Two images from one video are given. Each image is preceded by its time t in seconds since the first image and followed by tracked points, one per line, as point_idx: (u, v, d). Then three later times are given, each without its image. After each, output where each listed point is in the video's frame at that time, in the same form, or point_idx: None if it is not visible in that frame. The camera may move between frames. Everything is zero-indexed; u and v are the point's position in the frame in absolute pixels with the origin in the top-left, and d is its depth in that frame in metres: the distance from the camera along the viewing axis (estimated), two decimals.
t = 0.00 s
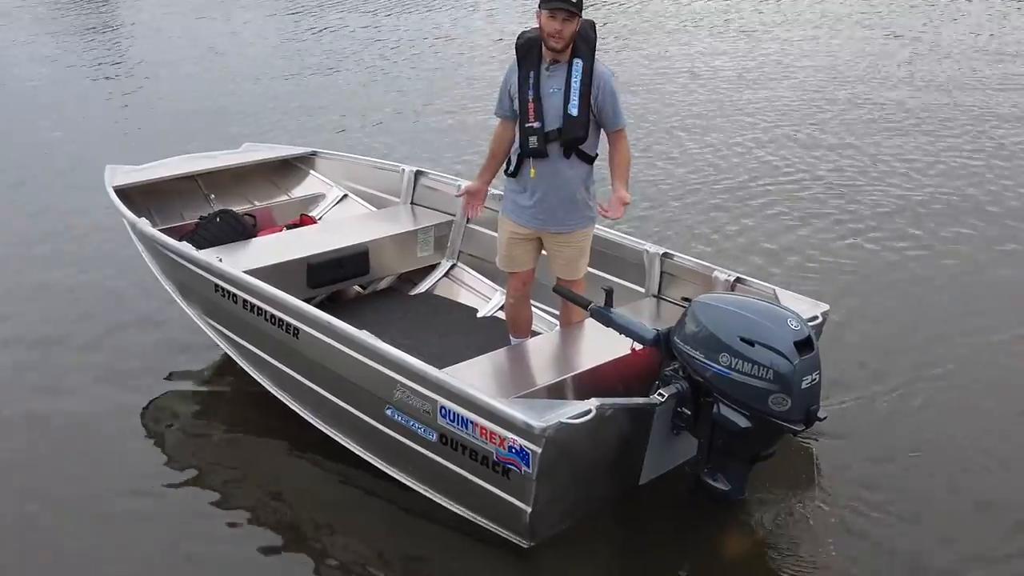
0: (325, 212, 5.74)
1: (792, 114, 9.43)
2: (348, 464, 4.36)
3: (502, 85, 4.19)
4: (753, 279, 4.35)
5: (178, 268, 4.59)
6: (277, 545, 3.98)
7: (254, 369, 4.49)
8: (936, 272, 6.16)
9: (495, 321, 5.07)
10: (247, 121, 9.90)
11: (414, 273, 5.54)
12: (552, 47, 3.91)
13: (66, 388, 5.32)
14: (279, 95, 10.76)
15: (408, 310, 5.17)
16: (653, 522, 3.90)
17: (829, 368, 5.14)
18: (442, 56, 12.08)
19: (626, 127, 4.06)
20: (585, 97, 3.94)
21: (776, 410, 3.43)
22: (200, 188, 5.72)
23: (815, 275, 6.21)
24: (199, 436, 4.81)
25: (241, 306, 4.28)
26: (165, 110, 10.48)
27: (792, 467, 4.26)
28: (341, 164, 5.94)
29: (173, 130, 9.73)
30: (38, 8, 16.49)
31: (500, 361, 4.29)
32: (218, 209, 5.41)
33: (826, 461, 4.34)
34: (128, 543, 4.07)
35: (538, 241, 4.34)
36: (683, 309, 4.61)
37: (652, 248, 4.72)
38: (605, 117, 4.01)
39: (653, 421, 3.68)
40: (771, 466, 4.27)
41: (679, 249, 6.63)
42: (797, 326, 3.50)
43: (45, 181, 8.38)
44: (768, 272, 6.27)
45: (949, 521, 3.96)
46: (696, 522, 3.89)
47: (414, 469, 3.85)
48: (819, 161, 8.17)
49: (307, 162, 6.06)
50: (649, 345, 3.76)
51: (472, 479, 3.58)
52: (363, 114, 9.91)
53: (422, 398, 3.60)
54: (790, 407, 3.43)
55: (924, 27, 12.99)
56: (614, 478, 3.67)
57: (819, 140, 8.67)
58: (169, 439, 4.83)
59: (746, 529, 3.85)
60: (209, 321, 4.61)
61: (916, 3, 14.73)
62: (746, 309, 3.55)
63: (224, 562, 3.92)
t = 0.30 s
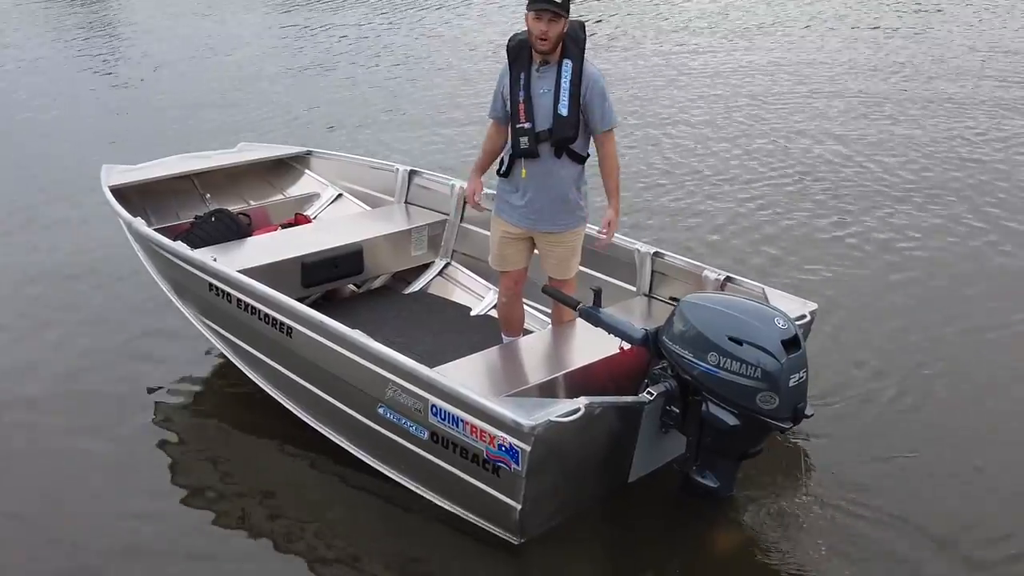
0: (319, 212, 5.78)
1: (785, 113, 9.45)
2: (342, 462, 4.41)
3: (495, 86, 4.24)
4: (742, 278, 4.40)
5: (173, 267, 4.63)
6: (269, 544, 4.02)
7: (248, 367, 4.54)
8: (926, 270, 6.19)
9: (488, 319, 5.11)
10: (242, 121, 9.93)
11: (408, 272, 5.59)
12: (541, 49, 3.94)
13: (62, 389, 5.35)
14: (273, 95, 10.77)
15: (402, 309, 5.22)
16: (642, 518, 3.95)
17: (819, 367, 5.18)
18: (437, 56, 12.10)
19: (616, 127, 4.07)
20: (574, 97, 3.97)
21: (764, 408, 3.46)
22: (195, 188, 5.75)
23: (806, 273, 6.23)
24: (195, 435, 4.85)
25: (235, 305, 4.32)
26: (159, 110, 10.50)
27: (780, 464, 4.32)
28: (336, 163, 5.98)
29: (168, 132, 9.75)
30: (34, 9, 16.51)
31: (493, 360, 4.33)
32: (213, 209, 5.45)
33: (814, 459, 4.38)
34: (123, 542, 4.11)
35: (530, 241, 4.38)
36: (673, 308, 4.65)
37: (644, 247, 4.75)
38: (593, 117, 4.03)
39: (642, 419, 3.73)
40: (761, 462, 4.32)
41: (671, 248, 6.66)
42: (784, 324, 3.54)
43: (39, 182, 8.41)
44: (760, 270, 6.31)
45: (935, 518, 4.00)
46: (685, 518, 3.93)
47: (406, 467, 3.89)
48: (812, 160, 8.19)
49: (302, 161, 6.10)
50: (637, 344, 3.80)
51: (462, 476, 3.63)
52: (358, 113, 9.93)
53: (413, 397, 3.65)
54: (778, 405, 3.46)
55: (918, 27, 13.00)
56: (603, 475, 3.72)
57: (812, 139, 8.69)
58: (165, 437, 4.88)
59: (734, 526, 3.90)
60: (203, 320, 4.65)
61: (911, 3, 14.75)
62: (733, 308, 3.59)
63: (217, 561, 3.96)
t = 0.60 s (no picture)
0: (313, 214, 5.83)
1: (779, 113, 9.49)
2: (332, 462, 4.47)
3: (482, 89, 4.31)
4: (727, 282, 4.46)
5: (166, 270, 4.70)
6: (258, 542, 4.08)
7: (239, 369, 4.60)
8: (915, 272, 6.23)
9: (478, 321, 5.17)
10: (239, 118, 9.96)
11: (400, 274, 5.65)
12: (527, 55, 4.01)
13: (56, 386, 5.41)
14: (270, 93, 10.80)
15: (394, 311, 5.28)
16: (626, 518, 4.01)
17: (806, 367, 5.23)
18: (434, 56, 12.13)
19: (597, 134, 4.09)
20: (558, 103, 4.02)
21: (745, 410, 3.52)
22: (189, 192, 5.82)
23: (796, 272, 6.28)
24: (188, 435, 4.91)
25: (226, 308, 4.38)
26: (156, 107, 10.52)
27: (763, 464, 4.38)
28: (329, 166, 6.04)
29: (163, 127, 9.78)
30: (35, 7, 16.56)
31: (481, 361, 4.40)
32: (207, 212, 5.51)
33: (799, 460, 4.44)
34: (113, 538, 4.16)
35: (516, 245, 4.45)
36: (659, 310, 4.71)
37: (631, 251, 4.82)
38: (576, 123, 4.06)
39: (625, 421, 3.80)
40: (744, 463, 4.38)
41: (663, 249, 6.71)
42: (765, 328, 3.60)
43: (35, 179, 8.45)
44: (750, 271, 6.35)
45: (915, 517, 4.05)
46: (668, 519, 4.00)
47: (393, 468, 3.96)
48: (805, 161, 8.23)
49: (296, 164, 6.16)
50: (620, 347, 3.86)
51: (448, 477, 3.69)
52: (354, 110, 9.96)
53: (399, 400, 3.71)
54: (759, 407, 3.52)
55: (915, 28, 13.03)
56: (587, 476, 3.79)
57: (805, 139, 8.73)
58: (158, 436, 4.94)
59: (717, 526, 3.96)
60: (196, 322, 4.72)
61: (909, 5, 14.77)
62: (715, 312, 3.65)
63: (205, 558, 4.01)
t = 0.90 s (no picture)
0: (305, 218, 5.88)
1: (771, 116, 9.53)
2: (321, 462, 4.51)
3: (470, 92, 4.33)
4: (713, 284, 4.51)
5: (158, 272, 4.74)
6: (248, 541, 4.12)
7: (230, 371, 4.64)
8: (903, 274, 6.27)
9: (468, 324, 5.21)
10: (233, 121, 10.00)
11: (392, 277, 5.69)
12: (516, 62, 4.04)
13: (50, 387, 5.45)
14: (264, 96, 10.85)
15: (385, 313, 5.33)
16: (612, 517, 4.05)
17: (794, 368, 5.27)
18: (428, 60, 12.19)
19: (586, 138, 4.16)
20: (549, 109, 4.08)
21: (727, 409, 3.57)
22: (183, 195, 5.86)
23: (786, 275, 6.32)
24: (179, 435, 4.95)
25: (217, 309, 4.43)
26: (152, 110, 10.57)
27: (748, 465, 4.42)
28: (322, 171, 6.09)
29: (158, 130, 9.83)
30: (32, 12, 16.62)
31: (469, 362, 4.44)
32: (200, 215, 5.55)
33: (785, 461, 4.48)
34: (104, 537, 4.20)
35: (505, 248, 4.50)
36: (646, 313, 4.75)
37: (618, 254, 4.87)
38: (566, 128, 4.13)
39: (609, 421, 3.84)
40: (729, 463, 4.42)
41: (653, 251, 6.75)
42: (746, 329, 3.65)
43: (30, 183, 8.49)
44: (739, 274, 6.39)
45: (899, 517, 4.08)
46: (653, 518, 4.03)
47: (380, 467, 4.00)
48: (796, 164, 8.27)
49: (289, 168, 6.20)
50: (603, 348, 3.90)
51: (434, 476, 3.73)
52: (348, 113, 10.00)
53: (386, 399, 3.75)
54: (741, 406, 3.57)
55: (907, 33, 13.08)
56: (571, 476, 3.83)
57: (797, 143, 8.77)
58: (150, 437, 4.98)
59: (702, 525, 4.00)
60: (187, 323, 4.76)
61: (901, 10, 14.83)
62: (697, 313, 3.70)
63: (195, 557, 4.05)
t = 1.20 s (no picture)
0: (296, 221, 5.92)
1: (764, 119, 9.56)
2: (307, 463, 4.55)
3: (458, 95, 4.32)
4: (696, 286, 4.54)
5: (146, 274, 4.78)
6: (234, 540, 4.15)
7: (217, 371, 4.68)
8: (891, 276, 6.30)
9: (455, 326, 5.25)
10: (229, 124, 10.05)
11: (382, 279, 5.74)
12: (507, 67, 4.06)
13: (41, 388, 5.49)
14: (261, 99, 10.89)
15: (373, 315, 5.37)
16: (594, 517, 4.08)
17: (780, 369, 5.29)
18: (424, 62, 12.23)
19: (576, 141, 4.23)
20: (540, 113, 4.12)
21: (707, 409, 3.60)
22: (175, 198, 5.90)
23: (774, 276, 6.36)
24: (169, 436, 5.00)
25: (204, 310, 4.47)
26: (148, 113, 10.61)
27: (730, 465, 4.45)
28: (312, 174, 6.13)
29: (154, 133, 9.87)
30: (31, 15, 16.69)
31: (454, 362, 4.47)
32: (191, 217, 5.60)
33: (769, 462, 4.50)
34: (92, 536, 4.23)
35: (492, 249, 4.52)
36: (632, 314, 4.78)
37: (604, 256, 4.90)
38: (557, 132, 4.18)
39: (590, 421, 3.88)
40: (713, 463, 4.46)
41: (644, 254, 6.78)
42: (726, 330, 3.68)
43: (26, 186, 8.54)
44: (729, 275, 6.42)
45: (882, 516, 4.11)
46: (635, 517, 4.07)
47: (364, 467, 4.03)
48: (788, 167, 8.30)
49: (281, 171, 6.25)
50: (586, 350, 3.92)
51: (416, 475, 3.77)
52: (343, 116, 10.04)
53: (368, 399, 3.79)
54: (721, 406, 3.60)
55: (902, 36, 13.12)
56: (553, 475, 3.86)
57: (789, 145, 8.80)
58: (141, 437, 5.02)
59: (683, 524, 4.03)
60: (175, 325, 4.80)
61: (896, 13, 14.87)
62: (678, 314, 3.73)
63: (182, 557, 4.08)
